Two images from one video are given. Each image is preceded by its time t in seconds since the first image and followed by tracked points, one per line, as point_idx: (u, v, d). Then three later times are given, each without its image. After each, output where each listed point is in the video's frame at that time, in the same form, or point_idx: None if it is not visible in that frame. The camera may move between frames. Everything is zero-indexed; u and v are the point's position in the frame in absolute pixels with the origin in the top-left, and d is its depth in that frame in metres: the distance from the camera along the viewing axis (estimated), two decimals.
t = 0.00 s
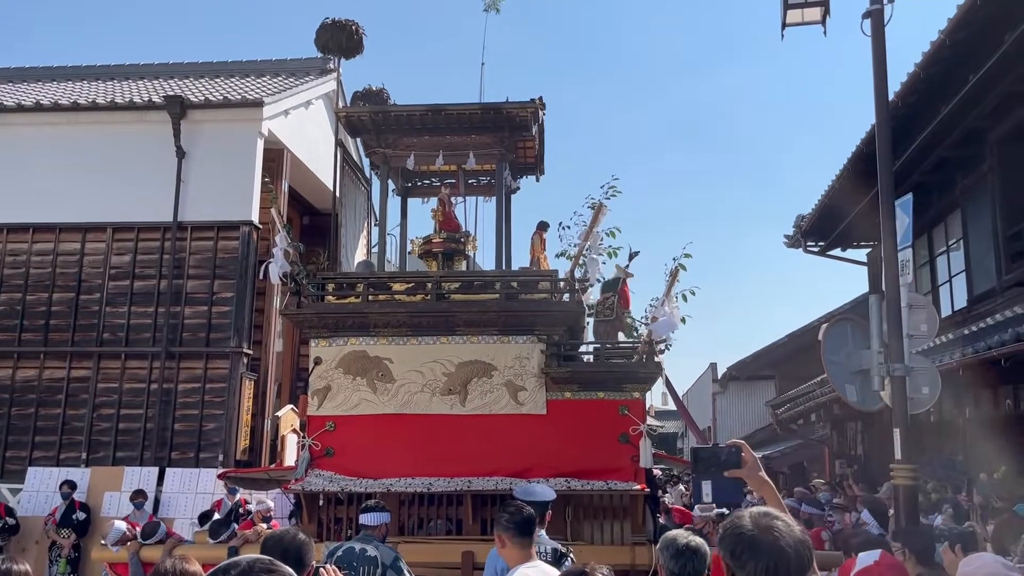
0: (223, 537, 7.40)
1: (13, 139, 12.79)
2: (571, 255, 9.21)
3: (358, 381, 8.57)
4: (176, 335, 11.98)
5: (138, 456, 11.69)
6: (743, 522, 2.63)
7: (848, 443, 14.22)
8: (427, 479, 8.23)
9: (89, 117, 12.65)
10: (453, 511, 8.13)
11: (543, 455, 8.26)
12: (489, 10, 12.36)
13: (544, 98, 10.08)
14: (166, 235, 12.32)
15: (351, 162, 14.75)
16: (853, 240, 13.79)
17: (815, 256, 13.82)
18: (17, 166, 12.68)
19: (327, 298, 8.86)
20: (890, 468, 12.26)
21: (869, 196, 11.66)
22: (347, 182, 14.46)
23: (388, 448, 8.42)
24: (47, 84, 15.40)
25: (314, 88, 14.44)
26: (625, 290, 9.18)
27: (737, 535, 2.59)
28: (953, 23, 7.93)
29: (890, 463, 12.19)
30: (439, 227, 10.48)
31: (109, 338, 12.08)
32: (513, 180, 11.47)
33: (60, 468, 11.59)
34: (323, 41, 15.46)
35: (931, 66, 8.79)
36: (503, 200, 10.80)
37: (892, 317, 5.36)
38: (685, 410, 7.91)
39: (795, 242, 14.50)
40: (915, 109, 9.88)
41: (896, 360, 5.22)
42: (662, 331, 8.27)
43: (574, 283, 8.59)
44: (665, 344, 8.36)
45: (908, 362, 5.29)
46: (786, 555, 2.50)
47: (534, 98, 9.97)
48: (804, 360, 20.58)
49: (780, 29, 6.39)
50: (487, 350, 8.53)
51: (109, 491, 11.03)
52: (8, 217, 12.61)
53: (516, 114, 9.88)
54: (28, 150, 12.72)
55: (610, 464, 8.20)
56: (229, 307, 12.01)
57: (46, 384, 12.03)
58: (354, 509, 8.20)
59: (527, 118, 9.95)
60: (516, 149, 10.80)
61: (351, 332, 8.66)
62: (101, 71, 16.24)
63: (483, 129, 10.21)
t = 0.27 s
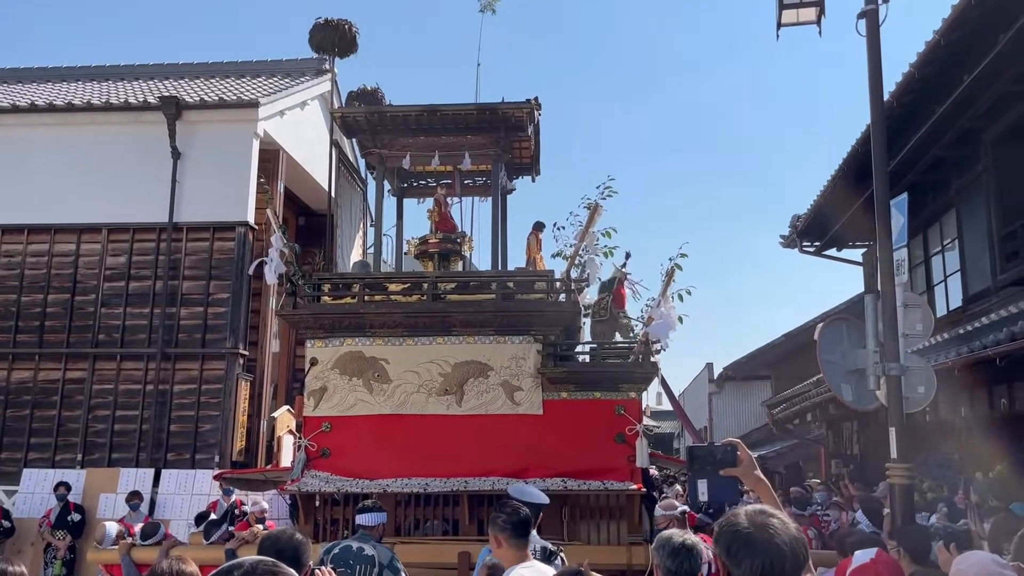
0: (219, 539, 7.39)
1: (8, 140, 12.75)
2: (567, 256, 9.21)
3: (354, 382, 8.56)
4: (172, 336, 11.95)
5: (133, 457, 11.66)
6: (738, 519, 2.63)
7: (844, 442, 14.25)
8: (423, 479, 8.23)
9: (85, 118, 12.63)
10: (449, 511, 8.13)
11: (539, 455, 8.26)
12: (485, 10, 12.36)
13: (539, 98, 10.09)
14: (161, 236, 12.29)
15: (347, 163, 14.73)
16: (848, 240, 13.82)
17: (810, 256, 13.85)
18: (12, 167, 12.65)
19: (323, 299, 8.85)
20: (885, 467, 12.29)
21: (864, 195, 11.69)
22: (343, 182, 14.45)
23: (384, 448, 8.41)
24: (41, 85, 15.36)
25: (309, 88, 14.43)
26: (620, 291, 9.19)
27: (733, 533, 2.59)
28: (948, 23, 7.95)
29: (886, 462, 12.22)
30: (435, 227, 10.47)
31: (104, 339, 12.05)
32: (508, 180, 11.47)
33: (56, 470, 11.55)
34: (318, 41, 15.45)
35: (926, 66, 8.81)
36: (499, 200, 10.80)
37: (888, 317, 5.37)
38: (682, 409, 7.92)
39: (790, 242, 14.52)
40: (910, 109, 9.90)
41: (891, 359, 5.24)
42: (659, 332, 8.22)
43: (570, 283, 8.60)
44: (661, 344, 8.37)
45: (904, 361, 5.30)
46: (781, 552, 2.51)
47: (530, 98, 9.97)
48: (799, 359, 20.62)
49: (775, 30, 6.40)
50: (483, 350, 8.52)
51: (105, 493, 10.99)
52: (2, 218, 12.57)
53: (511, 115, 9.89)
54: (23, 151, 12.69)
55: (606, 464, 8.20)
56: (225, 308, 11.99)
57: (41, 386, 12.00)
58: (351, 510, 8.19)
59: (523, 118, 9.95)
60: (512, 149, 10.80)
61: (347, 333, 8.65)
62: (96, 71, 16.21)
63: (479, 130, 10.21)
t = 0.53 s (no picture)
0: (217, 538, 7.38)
1: (3, 140, 12.72)
2: (564, 255, 9.21)
3: (351, 382, 8.55)
4: (169, 336, 11.93)
5: (130, 458, 11.63)
6: (733, 515, 2.63)
7: (841, 442, 14.27)
8: (421, 479, 8.23)
9: (81, 118, 12.60)
10: (447, 511, 8.13)
11: (537, 454, 8.26)
12: (482, 11, 12.35)
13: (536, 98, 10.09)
14: (158, 236, 12.27)
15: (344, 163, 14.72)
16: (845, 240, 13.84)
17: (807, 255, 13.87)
18: (8, 168, 12.62)
19: (320, 299, 8.84)
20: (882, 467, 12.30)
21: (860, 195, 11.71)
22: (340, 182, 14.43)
23: (381, 448, 8.40)
24: (37, 86, 15.33)
25: (306, 88, 14.42)
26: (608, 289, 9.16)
27: (727, 529, 2.59)
28: (944, 23, 7.97)
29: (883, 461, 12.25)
30: (432, 227, 10.47)
31: (101, 340, 12.03)
32: (505, 180, 11.46)
33: (52, 471, 11.53)
34: (315, 41, 15.44)
35: (922, 66, 8.82)
36: (496, 200, 10.80)
37: (885, 316, 5.38)
38: (679, 409, 7.92)
39: (787, 242, 14.54)
40: (907, 109, 9.92)
41: (888, 358, 5.25)
42: (655, 332, 8.30)
43: (567, 283, 8.60)
44: (658, 344, 8.38)
45: (900, 360, 5.31)
46: (776, 548, 2.51)
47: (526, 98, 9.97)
48: (796, 359, 20.65)
49: (772, 29, 6.41)
50: (480, 350, 8.52)
51: (101, 494, 11.06)
52: None
53: (508, 114, 9.88)
54: (19, 151, 12.66)
55: (604, 463, 8.20)
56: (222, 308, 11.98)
57: (38, 386, 11.97)
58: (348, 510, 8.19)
59: (520, 118, 9.95)
60: (509, 149, 10.80)
61: (345, 333, 8.64)
62: (92, 72, 16.18)
63: (476, 130, 10.21)
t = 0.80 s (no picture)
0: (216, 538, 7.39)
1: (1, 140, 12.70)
2: (563, 255, 9.21)
3: (350, 381, 8.54)
4: (167, 336, 11.92)
5: (128, 459, 11.62)
6: (730, 511, 2.63)
7: (840, 440, 14.28)
8: (419, 479, 8.23)
9: (78, 118, 12.58)
10: (445, 511, 8.14)
11: (535, 453, 8.26)
12: (480, 10, 12.34)
13: (534, 97, 10.08)
14: (155, 236, 12.26)
15: (341, 163, 14.72)
16: (843, 239, 13.86)
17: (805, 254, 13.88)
18: (5, 167, 12.60)
19: (318, 298, 8.83)
20: (881, 465, 12.32)
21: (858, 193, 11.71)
22: (338, 182, 14.43)
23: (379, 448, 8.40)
24: (34, 86, 15.30)
25: (303, 87, 14.39)
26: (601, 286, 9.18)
27: (724, 525, 2.59)
28: (941, 22, 7.97)
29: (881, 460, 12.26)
30: (430, 226, 10.47)
31: (98, 340, 12.02)
32: (503, 179, 11.46)
33: (50, 471, 11.52)
34: (313, 40, 15.42)
35: (920, 64, 8.82)
36: (494, 200, 10.80)
37: (882, 314, 5.38)
38: (677, 408, 7.93)
39: (785, 241, 14.55)
40: (904, 107, 9.93)
41: (886, 356, 5.24)
42: (654, 331, 8.34)
43: (566, 282, 8.60)
44: (655, 342, 8.40)
45: (898, 359, 5.31)
46: (773, 544, 2.51)
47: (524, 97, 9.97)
48: (794, 358, 20.67)
49: (769, 28, 6.41)
50: (479, 350, 8.52)
51: (99, 495, 11.08)
52: None
53: (506, 114, 9.88)
54: (16, 151, 12.64)
55: (602, 462, 8.20)
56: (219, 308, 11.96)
57: (35, 387, 11.96)
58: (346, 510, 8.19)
59: (517, 118, 9.95)
60: (507, 148, 10.80)
61: (343, 333, 8.64)
62: (89, 72, 16.16)
63: (474, 129, 10.21)
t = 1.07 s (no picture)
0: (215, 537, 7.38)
1: None
2: (561, 254, 9.21)
3: (348, 381, 8.54)
4: (165, 336, 11.91)
5: (127, 459, 11.61)
6: (733, 511, 2.63)
7: (839, 439, 14.29)
8: (418, 478, 8.23)
9: (76, 117, 12.56)
10: (444, 510, 8.13)
11: (534, 453, 8.26)
12: (478, 9, 12.32)
13: (533, 97, 10.08)
14: (154, 236, 12.25)
15: (340, 162, 14.71)
16: (841, 238, 13.86)
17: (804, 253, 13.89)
18: (4, 167, 12.59)
19: (317, 298, 8.82)
20: (879, 464, 12.33)
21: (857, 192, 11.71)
22: (336, 181, 14.41)
23: (378, 448, 8.39)
24: (33, 86, 15.29)
25: (302, 87, 14.38)
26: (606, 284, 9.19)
27: (727, 525, 2.60)
28: (939, 21, 7.98)
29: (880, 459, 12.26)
30: (429, 226, 10.47)
31: (97, 340, 12.01)
32: (502, 179, 11.46)
33: (49, 472, 11.52)
34: (310, 40, 15.40)
35: (918, 63, 8.82)
36: (493, 200, 10.80)
37: (881, 313, 5.38)
38: (675, 407, 7.92)
39: (784, 241, 14.56)
40: (902, 107, 9.94)
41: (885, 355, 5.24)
42: (653, 330, 8.32)
43: (564, 282, 8.60)
44: (654, 342, 8.40)
45: (896, 358, 5.31)
46: (776, 544, 2.52)
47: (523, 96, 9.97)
48: (793, 358, 20.68)
49: (768, 27, 6.40)
50: (477, 349, 8.51)
51: (98, 494, 11.05)
52: None
53: (505, 113, 9.87)
54: (14, 151, 12.63)
55: (601, 461, 8.20)
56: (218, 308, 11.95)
57: (34, 387, 11.95)
58: (345, 510, 8.19)
59: (516, 117, 9.95)
60: (505, 148, 10.80)
61: (342, 332, 8.64)
62: (88, 72, 16.14)
63: (472, 129, 10.20)
